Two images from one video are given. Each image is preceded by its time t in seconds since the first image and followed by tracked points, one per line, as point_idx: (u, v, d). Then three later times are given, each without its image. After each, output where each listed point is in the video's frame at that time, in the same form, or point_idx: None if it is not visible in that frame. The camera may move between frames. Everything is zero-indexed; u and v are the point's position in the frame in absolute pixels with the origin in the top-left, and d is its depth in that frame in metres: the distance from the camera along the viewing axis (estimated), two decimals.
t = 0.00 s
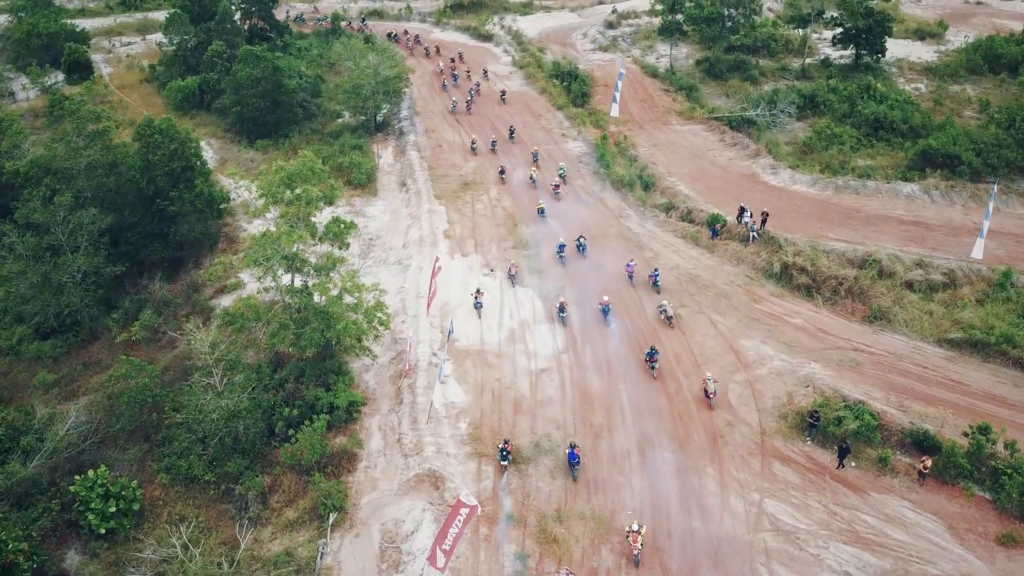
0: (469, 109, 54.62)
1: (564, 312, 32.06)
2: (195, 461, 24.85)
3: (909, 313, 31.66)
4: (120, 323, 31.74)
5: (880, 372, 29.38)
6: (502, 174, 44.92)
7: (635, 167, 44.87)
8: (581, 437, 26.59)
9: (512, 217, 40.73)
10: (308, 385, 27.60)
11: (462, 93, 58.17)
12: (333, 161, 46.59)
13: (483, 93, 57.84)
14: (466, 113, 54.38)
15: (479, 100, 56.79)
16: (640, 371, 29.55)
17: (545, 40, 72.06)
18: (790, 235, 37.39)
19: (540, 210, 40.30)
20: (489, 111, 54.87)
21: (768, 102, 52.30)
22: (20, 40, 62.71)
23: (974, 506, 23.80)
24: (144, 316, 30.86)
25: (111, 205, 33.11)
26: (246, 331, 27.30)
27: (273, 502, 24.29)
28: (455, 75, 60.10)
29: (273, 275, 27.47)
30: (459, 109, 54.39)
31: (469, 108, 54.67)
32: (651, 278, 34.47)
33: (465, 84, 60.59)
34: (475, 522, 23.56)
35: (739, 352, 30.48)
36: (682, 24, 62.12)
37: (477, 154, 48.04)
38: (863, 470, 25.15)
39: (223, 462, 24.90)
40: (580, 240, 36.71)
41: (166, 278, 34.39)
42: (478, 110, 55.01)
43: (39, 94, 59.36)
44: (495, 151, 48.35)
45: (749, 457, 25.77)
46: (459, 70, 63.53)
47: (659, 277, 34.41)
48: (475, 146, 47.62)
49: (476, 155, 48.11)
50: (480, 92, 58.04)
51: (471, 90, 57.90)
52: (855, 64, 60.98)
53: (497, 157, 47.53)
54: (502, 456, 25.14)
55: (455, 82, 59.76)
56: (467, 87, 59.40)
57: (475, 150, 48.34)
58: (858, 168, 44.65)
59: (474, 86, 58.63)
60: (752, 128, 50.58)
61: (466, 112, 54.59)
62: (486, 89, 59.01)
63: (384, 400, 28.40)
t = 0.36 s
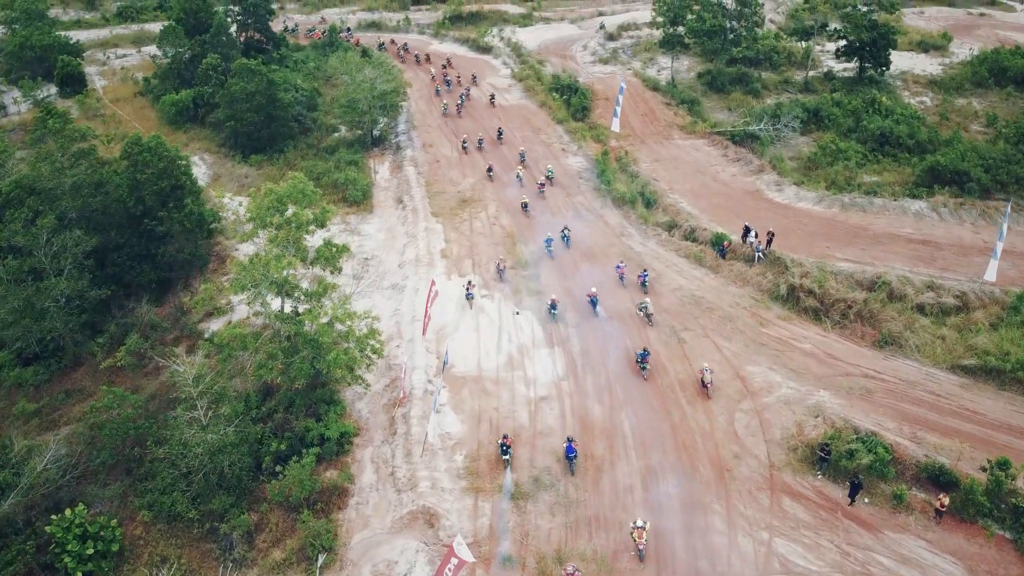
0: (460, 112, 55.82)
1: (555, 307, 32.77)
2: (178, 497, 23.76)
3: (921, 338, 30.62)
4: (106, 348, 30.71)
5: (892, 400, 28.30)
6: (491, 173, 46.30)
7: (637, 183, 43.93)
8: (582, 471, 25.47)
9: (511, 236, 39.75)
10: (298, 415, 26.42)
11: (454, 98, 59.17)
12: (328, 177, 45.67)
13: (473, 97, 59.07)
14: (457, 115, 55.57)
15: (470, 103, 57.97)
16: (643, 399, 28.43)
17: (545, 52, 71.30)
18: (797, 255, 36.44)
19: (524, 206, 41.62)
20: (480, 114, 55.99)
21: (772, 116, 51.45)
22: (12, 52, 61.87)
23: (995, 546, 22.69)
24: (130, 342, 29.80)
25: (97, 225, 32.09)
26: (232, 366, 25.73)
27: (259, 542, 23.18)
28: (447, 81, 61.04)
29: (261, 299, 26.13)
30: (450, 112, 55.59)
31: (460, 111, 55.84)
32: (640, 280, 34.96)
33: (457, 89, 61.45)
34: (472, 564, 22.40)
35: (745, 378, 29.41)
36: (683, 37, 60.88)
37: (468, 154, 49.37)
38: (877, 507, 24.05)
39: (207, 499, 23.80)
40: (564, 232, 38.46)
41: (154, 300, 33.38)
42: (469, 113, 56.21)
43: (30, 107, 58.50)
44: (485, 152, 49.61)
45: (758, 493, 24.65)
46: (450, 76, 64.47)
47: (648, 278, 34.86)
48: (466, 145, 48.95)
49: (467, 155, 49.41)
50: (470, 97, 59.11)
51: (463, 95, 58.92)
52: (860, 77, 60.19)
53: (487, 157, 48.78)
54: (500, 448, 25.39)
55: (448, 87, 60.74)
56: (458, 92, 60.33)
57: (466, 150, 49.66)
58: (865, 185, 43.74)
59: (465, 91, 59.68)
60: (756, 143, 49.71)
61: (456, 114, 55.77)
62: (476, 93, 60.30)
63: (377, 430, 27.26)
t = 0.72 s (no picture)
0: (451, 108, 56.97)
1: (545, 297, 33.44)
2: (161, 529, 22.73)
3: (934, 356, 29.58)
4: (90, 367, 29.74)
5: (905, 422, 27.25)
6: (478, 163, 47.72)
7: (639, 192, 42.94)
8: (583, 498, 24.45)
9: (510, 247, 38.73)
10: (288, 439, 25.36)
11: (445, 94, 60.02)
12: (323, 187, 44.73)
13: (463, 93, 60.15)
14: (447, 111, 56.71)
15: (460, 100, 59.00)
16: (646, 421, 27.40)
17: (545, 56, 70.27)
18: (803, 268, 35.45)
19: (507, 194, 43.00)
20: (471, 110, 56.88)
21: (776, 122, 50.48)
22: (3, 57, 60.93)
23: None
24: (114, 360, 28.82)
25: (82, 239, 31.35)
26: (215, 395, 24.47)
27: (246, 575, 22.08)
28: (440, 79, 61.76)
29: (251, 317, 25.26)
30: (441, 107, 56.73)
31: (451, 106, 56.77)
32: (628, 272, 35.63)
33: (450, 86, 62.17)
34: None
35: (752, 399, 28.38)
36: (685, 42, 59.76)
37: (459, 146, 50.67)
38: (891, 537, 23.02)
39: (191, 530, 22.74)
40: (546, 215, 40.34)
41: (141, 316, 32.43)
42: (459, 108, 57.35)
43: (21, 113, 57.57)
44: (475, 145, 50.79)
45: (767, 522, 23.61)
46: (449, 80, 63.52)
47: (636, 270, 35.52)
48: (457, 137, 50.22)
49: (457, 147, 50.61)
50: (462, 94, 59.94)
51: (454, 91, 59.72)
52: (864, 82, 59.29)
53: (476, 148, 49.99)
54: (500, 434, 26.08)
55: (441, 84, 61.39)
56: (451, 89, 61.06)
57: (456, 142, 50.93)
58: (872, 195, 42.77)
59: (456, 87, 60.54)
60: (760, 150, 48.72)
61: (447, 110, 56.73)
62: (465, 90, 61.44)
63: (370, 454, 26.23)
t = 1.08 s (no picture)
0: (443, 103, 57.89)
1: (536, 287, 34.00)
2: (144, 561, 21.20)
3: (947, 375, 28.55)
4: (74, 385, 28.73)
5: (919, 445, 26.21)
6: (467, 155, 48.66)
7: (641, 201, 41.93)
8: (585, 527, 23.44)
9: (509, 258, 37.76)
10: (277, 464, 24.29)
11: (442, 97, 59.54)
12: (318, 195, 43.78)
13: (455, 90, 60.96)
14: (440, 106, 57.64)
15: (453, 96, 59.76)
16: (649, 443, 26.42)
17: (545, 59, 69.25)
18: (810, 282, 34.47)
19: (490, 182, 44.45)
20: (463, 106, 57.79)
21: (781, 128, 49.51)
22: None
23: None
24: (99, 379, 27.87)
25: (66, 253, 30.30)
26: (200, 419, 23.47)
27: None
28: (434, 77, 62.60)
29: (239, 336, 24.16)
30: (433, 103, 57.64)
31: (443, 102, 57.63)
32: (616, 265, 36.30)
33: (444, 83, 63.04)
34: None
35: (759, 420, 27.37)
36: (687, 46, 58.81)
37: (450, 138, 51.73)
38: (906, 570, 22.00)
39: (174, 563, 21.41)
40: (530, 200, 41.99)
41: (128, 332, 31.45)
42: (451, 104, 58.20)
43: (11, 118, 56.61)
44: (466, 138, 51.79)
45: (777, 553, 22.57)
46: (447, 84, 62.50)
47: (624, 262, 35.95)
48: (449, 130, 51.31)
49: (448, 139, 51.65)
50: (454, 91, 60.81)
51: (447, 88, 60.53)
52: (869, 87, 58.37)
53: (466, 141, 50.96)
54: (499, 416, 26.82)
55: (435, 82, 62.22)
56: (444, 86, 61.90)
57: (448, 134, 51.99)
58: (879, 204, 41.79)
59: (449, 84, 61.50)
60: (764, 156, 47.69)
61: (440, 106, 57.62)
62: (458, 87, 62.25)
63: (362, 479, 25.23)
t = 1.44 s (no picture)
0: (436, 100, 58.70)
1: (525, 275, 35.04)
2: None
3: (961, 395, 27.57)
4: (56, 406, 27.83)
5: (932, 469, 25.22)
6: (456, 148, 49.56)
7: (643, 211, 40.96)
8: (586, 557, 22.44)
9: (507, 269, 36.80)
10: (267, 493, 23.32)
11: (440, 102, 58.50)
12: (312, 204, 42.82)
13: (449, 90, 61.07)
14: (433, 103, 58.43)
15: (451, 102, 58.79)
16: (652, 467, 25.46)
17: (545, 63, 68.25)
18: (817, 296, 33.52)
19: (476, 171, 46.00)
20: (455, 101, 58.81)
21: (786, 134, 48.54)
22: None
23: None
24: (82, 400, 26.89)
25: (50, 267, 29.39)
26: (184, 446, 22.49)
27: None
28: (426, 76, 63.45)
29: (226, 356, 23.11)
30: (426, 100, 58.39)
31: (435, 98, 58.64)
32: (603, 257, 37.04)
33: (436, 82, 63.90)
34: None
35: (766, 443, 26.40)
36: (690, 50, 57.83)
37: (442, 132, 52.65)
38: None
39: None
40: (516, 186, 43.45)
41: (114, 349, 30.56)
42: (443, 101, 58.97)
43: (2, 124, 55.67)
44: (457, 132, 52.72)
45: None
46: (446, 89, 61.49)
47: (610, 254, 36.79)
48: (441, 124, 52.22)
49: (441, 133, 52.53)
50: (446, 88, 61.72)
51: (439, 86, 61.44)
52: (874, 92, 57.44)
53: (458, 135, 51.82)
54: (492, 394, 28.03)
55: (428, 80, 63.09)
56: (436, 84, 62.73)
57: (444, 137, 51.61)
58: (887, 213, 40.83)
59: (440, 82, 62.41)
60: (768, 163, 46.70)
61: (433, 101, 58.57)
62: (449, 84, 62.84)
63: (354, 505, 24.27)
